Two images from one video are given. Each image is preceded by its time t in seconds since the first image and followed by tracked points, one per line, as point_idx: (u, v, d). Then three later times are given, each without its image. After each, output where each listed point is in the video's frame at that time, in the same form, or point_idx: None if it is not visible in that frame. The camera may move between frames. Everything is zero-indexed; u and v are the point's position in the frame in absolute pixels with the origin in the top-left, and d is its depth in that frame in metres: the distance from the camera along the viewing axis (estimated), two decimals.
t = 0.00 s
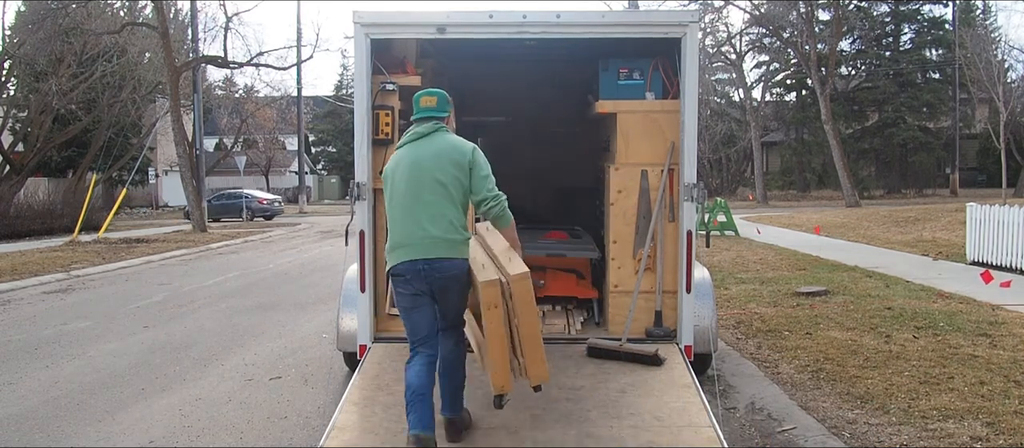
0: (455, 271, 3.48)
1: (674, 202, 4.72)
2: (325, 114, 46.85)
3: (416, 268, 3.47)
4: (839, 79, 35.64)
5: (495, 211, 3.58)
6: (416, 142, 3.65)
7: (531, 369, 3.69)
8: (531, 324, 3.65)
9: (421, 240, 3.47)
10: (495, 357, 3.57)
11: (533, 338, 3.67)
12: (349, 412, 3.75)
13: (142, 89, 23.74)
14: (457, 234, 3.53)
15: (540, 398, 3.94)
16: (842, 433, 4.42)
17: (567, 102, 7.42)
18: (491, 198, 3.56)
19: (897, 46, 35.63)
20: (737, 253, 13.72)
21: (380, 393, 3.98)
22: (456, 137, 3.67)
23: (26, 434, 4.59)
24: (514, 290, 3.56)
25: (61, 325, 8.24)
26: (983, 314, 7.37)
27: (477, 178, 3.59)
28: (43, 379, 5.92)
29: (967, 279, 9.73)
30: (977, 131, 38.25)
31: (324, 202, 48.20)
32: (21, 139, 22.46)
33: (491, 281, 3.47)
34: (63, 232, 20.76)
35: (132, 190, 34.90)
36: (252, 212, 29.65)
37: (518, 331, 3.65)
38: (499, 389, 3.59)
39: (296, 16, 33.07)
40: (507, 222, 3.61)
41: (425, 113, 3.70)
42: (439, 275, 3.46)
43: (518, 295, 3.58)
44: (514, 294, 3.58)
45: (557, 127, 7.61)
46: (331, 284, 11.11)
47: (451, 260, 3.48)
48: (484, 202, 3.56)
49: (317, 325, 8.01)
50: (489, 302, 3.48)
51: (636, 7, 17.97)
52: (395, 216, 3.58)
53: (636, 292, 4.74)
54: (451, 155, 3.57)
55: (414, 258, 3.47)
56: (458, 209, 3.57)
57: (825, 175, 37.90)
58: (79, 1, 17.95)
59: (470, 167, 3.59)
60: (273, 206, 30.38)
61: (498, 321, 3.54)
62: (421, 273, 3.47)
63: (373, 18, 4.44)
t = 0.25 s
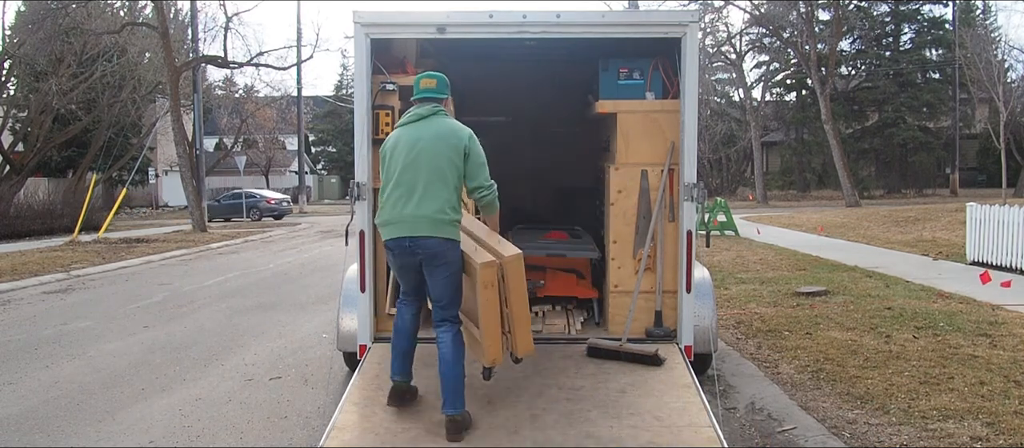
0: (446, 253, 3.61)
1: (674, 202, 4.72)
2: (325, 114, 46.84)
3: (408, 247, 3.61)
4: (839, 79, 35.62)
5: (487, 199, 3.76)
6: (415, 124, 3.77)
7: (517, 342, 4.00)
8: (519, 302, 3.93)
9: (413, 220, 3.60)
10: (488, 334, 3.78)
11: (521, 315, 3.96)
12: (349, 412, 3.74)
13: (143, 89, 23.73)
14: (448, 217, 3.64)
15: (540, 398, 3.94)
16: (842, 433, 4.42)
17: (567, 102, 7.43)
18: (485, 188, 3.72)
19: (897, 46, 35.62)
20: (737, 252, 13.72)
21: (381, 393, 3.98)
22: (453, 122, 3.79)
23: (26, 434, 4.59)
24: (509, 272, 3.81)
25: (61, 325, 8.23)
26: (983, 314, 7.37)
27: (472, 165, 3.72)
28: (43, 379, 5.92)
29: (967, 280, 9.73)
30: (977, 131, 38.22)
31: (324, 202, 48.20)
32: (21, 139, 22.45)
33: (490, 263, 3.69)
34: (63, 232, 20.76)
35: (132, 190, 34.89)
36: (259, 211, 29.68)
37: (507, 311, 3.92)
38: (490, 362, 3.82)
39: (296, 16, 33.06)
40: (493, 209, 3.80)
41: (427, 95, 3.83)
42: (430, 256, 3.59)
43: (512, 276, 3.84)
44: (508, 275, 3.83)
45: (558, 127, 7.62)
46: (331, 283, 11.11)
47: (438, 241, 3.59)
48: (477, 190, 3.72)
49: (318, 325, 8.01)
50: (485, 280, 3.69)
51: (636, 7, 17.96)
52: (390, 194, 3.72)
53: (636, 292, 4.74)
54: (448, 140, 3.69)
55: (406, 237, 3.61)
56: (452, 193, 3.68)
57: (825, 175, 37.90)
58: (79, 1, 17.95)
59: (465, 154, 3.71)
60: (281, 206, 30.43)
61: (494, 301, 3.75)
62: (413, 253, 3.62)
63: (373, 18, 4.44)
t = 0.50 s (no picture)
0: (422, 244, 3.80)
1: (674, 202, 4.72)
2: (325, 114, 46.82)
3: (387, 239, 3.87)
4: (839, 79, 35.61)
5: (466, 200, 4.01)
6: (403, 128, 4.03)
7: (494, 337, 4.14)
8: (496, 296, 4.10)
9: (391, 215, 3.84)
10: (464, 325, 3.98)
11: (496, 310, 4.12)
12: (349, 413, 3.74)
13: (143, 89, 23.73)
14: (425, 213, 3.84)
15: (540, 398, 3.95)
16: (842, 433, 4.42)
17: (566, 103, 7.43)
18: (464, 190, 3.96)
19: (897, 46, 35.62)
20: (737, 252, 13.72)
21: (380, 393, 3.98)
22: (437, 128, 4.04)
23: (26, 434, 4.58)
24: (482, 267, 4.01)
25: (61, 325, 8.24)
26: (983, 314, 7.37)
27: (453, 169, 3.95)
28: (43, 379, 5.92)
29: (967, 280, 9.73)
30: (977, 131, 38.21)
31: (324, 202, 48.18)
32: (21, 139, 22.45)
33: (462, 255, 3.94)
34: (63, 232, 20.76)
35: (132, 190, 34.89)
36: (267, 211, 29.79)
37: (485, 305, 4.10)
38: (466, 352, 4.02)
39: (297, 15, 33.05)
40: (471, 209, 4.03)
41: (414, 104, 4.07)
42: (406, 247, 3.82)
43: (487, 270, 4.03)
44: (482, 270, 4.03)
45: (558, 127, 7.63)
46: (331, 284, 11.12)
47: (411, 232, 3.80)
48: (457, 193, 3.96)
49: (318, 325, 8.01)
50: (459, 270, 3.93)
51: (636, 7, 17.94)
52: (376, 192, 3.99)
53: (636, 292, 4.74)
54: (430, 143, 3.92)
55: (384, 229, 3.86)
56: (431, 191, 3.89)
57: (825, 175, 37.91)
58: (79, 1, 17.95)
59: (446, 158, 3.93)
60: (290, 205, 30.28)
61: (470, 294, 3.98)
62: (392, 245, 3.87)
63: (373, 18, 4.44)
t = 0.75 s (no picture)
0: (399, 218, 4.03)
1: (674, 202, 4.71)
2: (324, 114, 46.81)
3: (367, 212, 4.12)
4: (839, 79, 35.59)
5: (455, 199, 4.28)
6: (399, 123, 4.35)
7: (464, 334, 4.40)
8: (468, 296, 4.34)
9: (374, 189, 4.10)
10: (434, 320, 4.27)
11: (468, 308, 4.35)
12: (348, 412, 3.74)
13: (142, 89, 23.71)
14: (408, 189, 4.10)
15: (540, 398, 3.95)
16: (842, 433, 4.42)
17: (566, 103, 7.44)
18: (452, 187, 4.24)
19: (897, 46, 35.62)
20: (737, 252, 13.73)
21: (380, 393, 3.98)
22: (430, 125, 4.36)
23: (26, 434, 4.58)
24: (454, 266, 4.24)
25: (61, 326, 8.24)
26: (984, 315, 7.37)
27: (442, 165, 4.23)
28: (43, 379, 5.92)
29: (966, 280, 9.73)
30: (977, 131, 38.19)
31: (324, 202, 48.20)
32: (21, 139, 22.45)
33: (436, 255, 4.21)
34: (63, 232, 20.76)
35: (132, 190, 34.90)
36: (274, 211, 29.71)
37: (456, 301, 4.34)
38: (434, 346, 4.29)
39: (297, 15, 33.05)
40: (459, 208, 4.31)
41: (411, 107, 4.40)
42: (384, 220, 4.05)
43: (459, 270, 4.25)
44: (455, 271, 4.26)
45: (558, 128, 7.64)
46: (331, 284, 11.12)
47: (391, 204, 4.03)
48: (445, 188, 4.23)
49: (318, 325, 8.01)
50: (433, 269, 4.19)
51: (636, 7, 17.94)
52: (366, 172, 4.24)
53: (636, 292, 4.73)
54: (422, 136, 4.21)
55: (366, 202, 4.11)
56: (417, 177, 4.14)
57: (825, 175, 37.91)
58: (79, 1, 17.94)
59: (437, 153, 4.22)
60: (296, 204, 30.23)
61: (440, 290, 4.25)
62: (371, 219, 4.11)
63: (373, 19, 4.45)
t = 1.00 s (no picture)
0: (393, 209, 4.06)
1: (674, 202, 4.71)
2: (324, 113, 46.84)
3: (362, 205, 4.16)
4: (839, 79, 35.60)
5: (450, 206, 4.37)
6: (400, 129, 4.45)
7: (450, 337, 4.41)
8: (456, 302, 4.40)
9: (371, 182, 4.15)
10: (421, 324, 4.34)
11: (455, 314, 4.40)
12: (348, 412, 3.74)
13: (142, 89, 23.69)
14: (402, 181, 4.15)
15: (540, 398, 3.95)
16: (842, 433, 4.42)
17: (566, 103, 7.44)
18: (447, 195, 4.34)
19: (897, 46, 35.65)
20: (737, 253, 13.73)
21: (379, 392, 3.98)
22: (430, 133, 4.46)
23: (26, 434, 4.58)
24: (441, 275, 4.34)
25: (60, 325, 8.24)
26: (983, 314, 7.37)
27: (439, 169, 4.32)
28: (42, 380, 5.92)
29: (966, 280, 9.73)
30: (977, 131, 38.18)
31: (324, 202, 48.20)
32: (21, 139, 22.44)
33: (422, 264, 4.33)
34: (63, 232, 20.76)
35: (132, 190, 34.89)
36: (280, 210, 29.68)
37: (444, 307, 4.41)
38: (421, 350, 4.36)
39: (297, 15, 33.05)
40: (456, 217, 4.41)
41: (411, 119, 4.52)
42: (376, 213, 4.08)
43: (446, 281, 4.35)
44: (441, 278, 4.36)
45: (558, 128, 7.63)
46: (331, 284, 11.12)
47: (385, 196, 4.08)
48: (440, 192, 4.33)
49: (318, 325, 8.01)
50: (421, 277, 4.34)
51: (636, 7, 17.94)
52: (364, 170, 4.30)
53: (636, 292, 4.73)
54: (421, 138, 4.30)
55: (362, 195, 4.16)
56: (415, 172, 4.21)
57: (825, 175, 37.91)
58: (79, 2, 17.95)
59: (435, 156, 4.30)
60: (302, 204, 30.21)
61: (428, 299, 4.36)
62: (365, 212, 4.15)
63: (373, 18, 4.45)
